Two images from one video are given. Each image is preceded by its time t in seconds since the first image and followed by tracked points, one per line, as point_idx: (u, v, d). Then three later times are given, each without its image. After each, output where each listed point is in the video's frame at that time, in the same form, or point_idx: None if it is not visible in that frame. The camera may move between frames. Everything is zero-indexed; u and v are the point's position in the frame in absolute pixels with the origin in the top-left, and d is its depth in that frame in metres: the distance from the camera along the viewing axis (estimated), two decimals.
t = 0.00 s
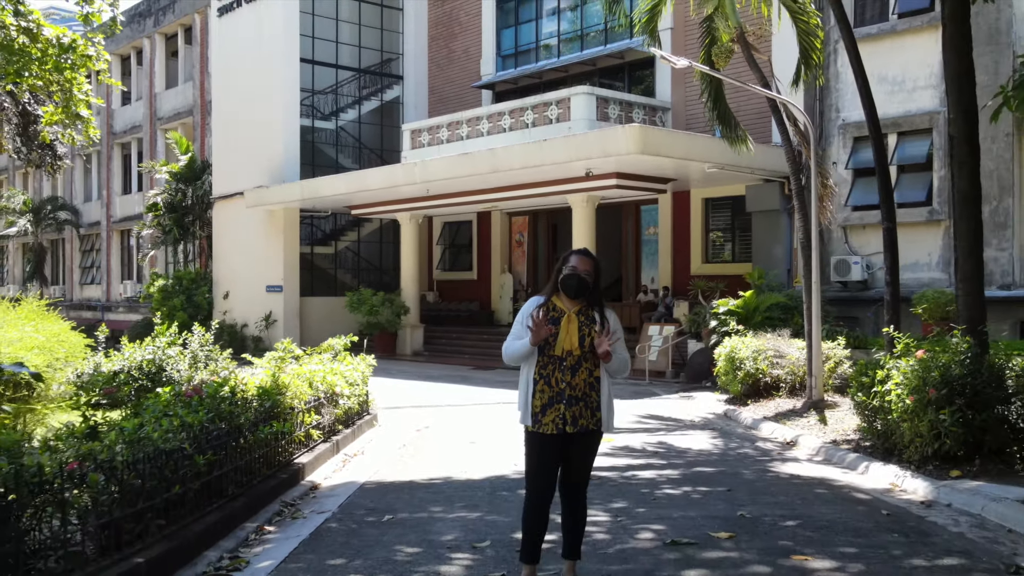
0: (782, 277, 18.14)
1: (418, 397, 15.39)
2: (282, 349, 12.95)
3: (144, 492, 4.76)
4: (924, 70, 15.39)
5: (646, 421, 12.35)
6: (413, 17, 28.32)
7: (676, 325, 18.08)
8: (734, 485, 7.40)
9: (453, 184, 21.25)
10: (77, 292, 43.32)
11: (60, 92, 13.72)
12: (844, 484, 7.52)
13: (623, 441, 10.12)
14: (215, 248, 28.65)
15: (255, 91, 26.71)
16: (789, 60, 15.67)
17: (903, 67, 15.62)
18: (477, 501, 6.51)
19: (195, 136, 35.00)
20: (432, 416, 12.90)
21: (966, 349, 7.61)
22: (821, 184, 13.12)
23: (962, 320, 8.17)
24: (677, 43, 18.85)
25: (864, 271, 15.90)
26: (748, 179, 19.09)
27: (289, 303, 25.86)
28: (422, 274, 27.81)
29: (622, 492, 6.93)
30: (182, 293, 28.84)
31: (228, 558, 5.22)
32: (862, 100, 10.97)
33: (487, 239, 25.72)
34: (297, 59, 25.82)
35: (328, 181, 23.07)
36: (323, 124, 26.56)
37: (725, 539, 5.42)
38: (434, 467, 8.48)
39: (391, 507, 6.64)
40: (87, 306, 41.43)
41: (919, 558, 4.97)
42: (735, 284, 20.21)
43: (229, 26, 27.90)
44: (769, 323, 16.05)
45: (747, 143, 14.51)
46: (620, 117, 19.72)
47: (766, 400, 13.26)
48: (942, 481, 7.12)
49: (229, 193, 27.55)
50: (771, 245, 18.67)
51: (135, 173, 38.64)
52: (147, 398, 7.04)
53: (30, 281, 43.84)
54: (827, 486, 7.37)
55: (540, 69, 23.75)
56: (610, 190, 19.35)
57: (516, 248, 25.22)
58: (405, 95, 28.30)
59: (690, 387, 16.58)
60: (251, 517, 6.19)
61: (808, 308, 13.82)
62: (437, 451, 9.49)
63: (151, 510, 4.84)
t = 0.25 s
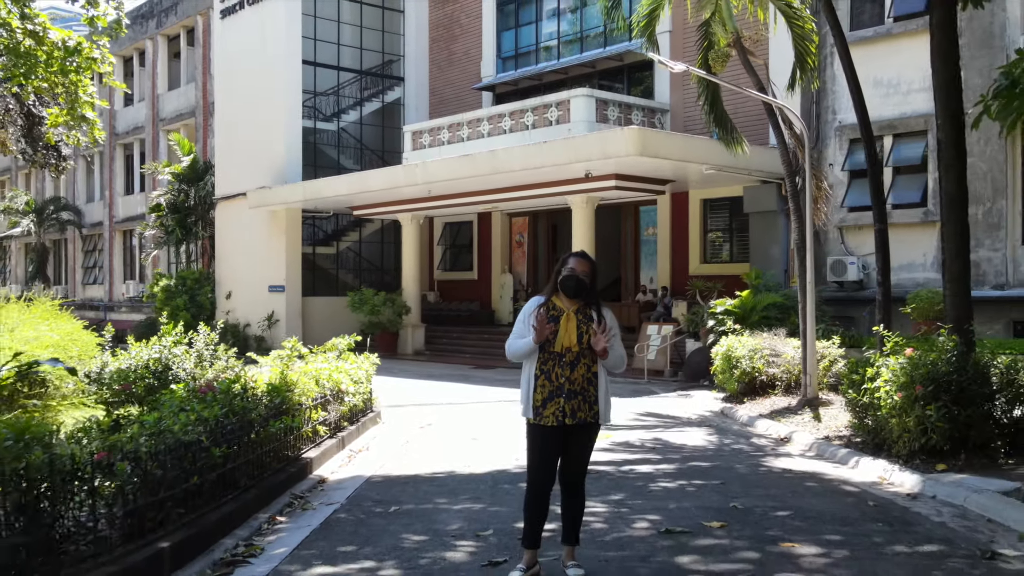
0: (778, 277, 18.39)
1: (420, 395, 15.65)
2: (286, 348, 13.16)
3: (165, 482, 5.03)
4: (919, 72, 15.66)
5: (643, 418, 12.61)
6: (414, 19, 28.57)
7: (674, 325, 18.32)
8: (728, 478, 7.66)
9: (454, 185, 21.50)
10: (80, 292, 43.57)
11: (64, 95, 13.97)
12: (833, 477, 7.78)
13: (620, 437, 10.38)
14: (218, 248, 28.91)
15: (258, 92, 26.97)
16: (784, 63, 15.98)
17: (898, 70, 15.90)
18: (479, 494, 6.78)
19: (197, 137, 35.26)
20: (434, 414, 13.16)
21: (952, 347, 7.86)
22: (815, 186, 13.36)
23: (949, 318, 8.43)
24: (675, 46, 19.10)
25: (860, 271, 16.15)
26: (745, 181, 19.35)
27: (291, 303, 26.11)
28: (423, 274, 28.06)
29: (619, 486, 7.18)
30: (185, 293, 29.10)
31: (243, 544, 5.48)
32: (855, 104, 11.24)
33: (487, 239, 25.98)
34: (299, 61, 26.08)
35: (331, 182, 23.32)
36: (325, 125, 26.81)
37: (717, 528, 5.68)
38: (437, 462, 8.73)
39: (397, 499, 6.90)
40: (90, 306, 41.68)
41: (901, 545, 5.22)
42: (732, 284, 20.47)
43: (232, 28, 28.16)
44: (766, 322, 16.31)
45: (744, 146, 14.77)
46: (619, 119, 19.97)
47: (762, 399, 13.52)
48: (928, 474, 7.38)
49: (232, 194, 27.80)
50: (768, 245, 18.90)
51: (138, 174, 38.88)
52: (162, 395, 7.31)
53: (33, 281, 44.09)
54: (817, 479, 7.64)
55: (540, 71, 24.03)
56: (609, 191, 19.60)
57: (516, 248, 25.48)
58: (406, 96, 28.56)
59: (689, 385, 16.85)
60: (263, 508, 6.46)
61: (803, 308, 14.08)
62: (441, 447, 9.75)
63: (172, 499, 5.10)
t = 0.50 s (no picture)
0: (775, 278, 18.69)
1: (422, 394, 15.94)
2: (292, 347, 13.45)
3: (187, 471, 5.33)
4: (913, 76, 15.94)
5: (641, 415, 12.90)
6: (415, 22, 28.87)
7: (673, 325, 18.63)
8: (721, 471, 7.96)
9: (455, 187, 21.78)
10: (83, 292, 43.84)
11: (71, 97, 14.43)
12: (823, 471, 8.08)
13: (618, 433, 10.68)
14: (221, 249, 29.19)
15: (261, 94, 27.26)
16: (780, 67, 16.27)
17: (893, 74, 16.18)
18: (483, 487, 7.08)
19: (200, 139, 35.54)
20: (437, 411, 13.45)
21: (937, 346, 8.15)
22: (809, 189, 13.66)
23: (936, 317, 8.72)
24: (674, 49, 19.38)
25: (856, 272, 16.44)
26: (742, 182, 19.64)
27: (294, 303, 26.37)
28: (424, 275, 28.36)
29: (616, 479, 7.49)
30: (188, 293, 29.38)
31: (259, 532, 5.78)
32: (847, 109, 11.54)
33: (488, 240, 26.28)
34: (302, 63, 26.37)
35: (333, 184, 23.61)
36: (327, 127, 27.10)
37: (709, 517, 5.97)
38: (441, 456, 9.05)
39: (404, 491, 7.20)
40: (93, 306, 41.95)
41: (881, 532, 5.52)
42: (730, 285, 20.77)
43: (235, 31, 28.46)
44: (762, 322, 16.61)
45: (740, 149, 15.07)
46: (618, 121, 20.25)
47: (758, 397, 13.81)
48: (914, 467, 7.67)
49: (235, 195, 28.09)
50: (765, 246, 19.18)
51: (141, 175, 39.15)
52: (178, 391, 7.62)
53: (36, 281, 44.36)
54: (807, 473, 7.94)
55: (540, 73, 24.33)
56: (608, 193, 19.90)
57: (516, 249, 25.78)
58: (407, 98, 28.86)
59: (686, 384, 17.14)
60: (276, 498, 6.76)
61: (799, 308, 14.36)
62: (443, 442, 10.06)
63: (193, 488, 5.40)
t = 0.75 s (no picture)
0: (772, 278, 18.94)
1: (424, 393, 16.20)
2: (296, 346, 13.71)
3: (202, 462, 5.59)
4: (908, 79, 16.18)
5: (639, 413, 13.16)
6: (416, 24, 29.13)
7: (671, 324, 18.97)
8: (715, 466, 8.23)
9: (456, 188, 22.04)
10: (85, 292, 44.07)
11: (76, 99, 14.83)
12: (814, 465, 8.34)
13: (616, 430, 10.95)
14: (223, 249, 29.45)
15: (264, 96, 27.52)
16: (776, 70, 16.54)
17: (888, 76, 16.43)
18: (485, 480, 7.35)
19: (203, 140, 35.78)
20: (438, 409, 13.71)
21: (925, 345, 8.41)
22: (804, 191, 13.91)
23: (926, 316, 8.97)
24: (672, 52, 19.63)
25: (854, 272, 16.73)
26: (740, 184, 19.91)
27: (296, 303, 26.64)
28: (425, 275, 28.61)
29: (613, 473, 7.75)
30: (191, 293, 29.63)
31: (272, 521, 6.04)
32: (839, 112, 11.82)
33: (489, 240, 26.54)
34: (304, 66, 26.63)
35: (335, 185, 23.86)
36: (329, 128, 27.37)
37: (702, 508, 6.23)
38: (443, 451, 9.30)
39: (409, 484, 7.46)
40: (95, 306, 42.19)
41: (866, 521, 5.78)
42: (727, 285, 21.03)
43: (238, 33, 28.73)
44: (759, 322, 16.87)
45: (736, 151, 15.33)
46: (618, 123, 20.51)
47: (754, 395, 14.07)
48: (902, 461, 7.92)
49: (238, 196, 28.36)
50: (762, 247, 19.44)
51: (143, 176, 39.39)
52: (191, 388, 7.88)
53: (39, 281, 44.58)
54: (799, 467, 8.20)
55: (540, 75, 24.59)
56: (607, 194, 20.16)
57: (517, 249, 26.04)
58: (409, 99, 29.12)
59: (684, 383, 17.40)
60: (286, 491, 7.03)
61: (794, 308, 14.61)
62: (446, 438, 10.33)
63: (210, 479, 5.66)
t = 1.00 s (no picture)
0: (768, 278, 19.24)
1: (426, 391, 16.51)
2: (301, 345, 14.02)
3: (220, 452, 5.89)
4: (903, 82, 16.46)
5: (637, 410, 13.47)
6: (417, 26, 29.43)
7: (670, 323, 19.34)
8: (709, 459, 8.54)
9: (457, 189, 22.34)
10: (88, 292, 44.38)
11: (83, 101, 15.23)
12: (804, 459, 8.65)
13: (614, 426, 11.26)
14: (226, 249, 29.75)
15: (266, 98, 27.82)
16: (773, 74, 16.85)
17: (883, 80, 16.73)
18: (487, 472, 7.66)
19: (205, 140, 36.08)
20: (440, 407, 14.03)
21: (912, 343, 8.71)
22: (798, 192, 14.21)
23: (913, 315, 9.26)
24: (670, 54, 19.93)
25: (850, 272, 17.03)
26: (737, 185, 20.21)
27: (299, 303, 26.94)
28: (426, 275, 28.90)
29: (611, 466, 8.06)
30: (194, 293, 29.93)
31: (285, 510, 6.35)
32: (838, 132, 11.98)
33: (489, 241, 26.85)
34: (307, 68, 26.94)
35: (338, 186, 24.15)
36: (331, 129, 27.67)
37: (695, 497, 6.54)
38: (446, 446, 9.61)
39: (414, 476, 7.77)
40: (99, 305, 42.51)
41: (849, 509, 6.08)
42: (724, 285, 21.34)
43: (240, 35, 29.03)
44: (755, 321, 17.17)
45: (732, 154, 15.63)
46: (617, 125, 20.81)
47: (749, 392, 14.38)
48: (889, 455, 8.22)
49: (241, 197, 28.66)
50: (759, 248, 19.74)
51: (147, 176, 39.70)
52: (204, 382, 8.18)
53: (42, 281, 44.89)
54: (790, 460, 8.51)
55: (540, 77, 24.88)
56: (606, 195, 20.46)
57: (517, 249, 26.34)
58: (410, 101, 29.41)
59: (682, 381, 17.72)
60: (297, 482, 7.33)
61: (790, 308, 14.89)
62: (448, 434, 10.64)
63: (226, 468, 5.96)
